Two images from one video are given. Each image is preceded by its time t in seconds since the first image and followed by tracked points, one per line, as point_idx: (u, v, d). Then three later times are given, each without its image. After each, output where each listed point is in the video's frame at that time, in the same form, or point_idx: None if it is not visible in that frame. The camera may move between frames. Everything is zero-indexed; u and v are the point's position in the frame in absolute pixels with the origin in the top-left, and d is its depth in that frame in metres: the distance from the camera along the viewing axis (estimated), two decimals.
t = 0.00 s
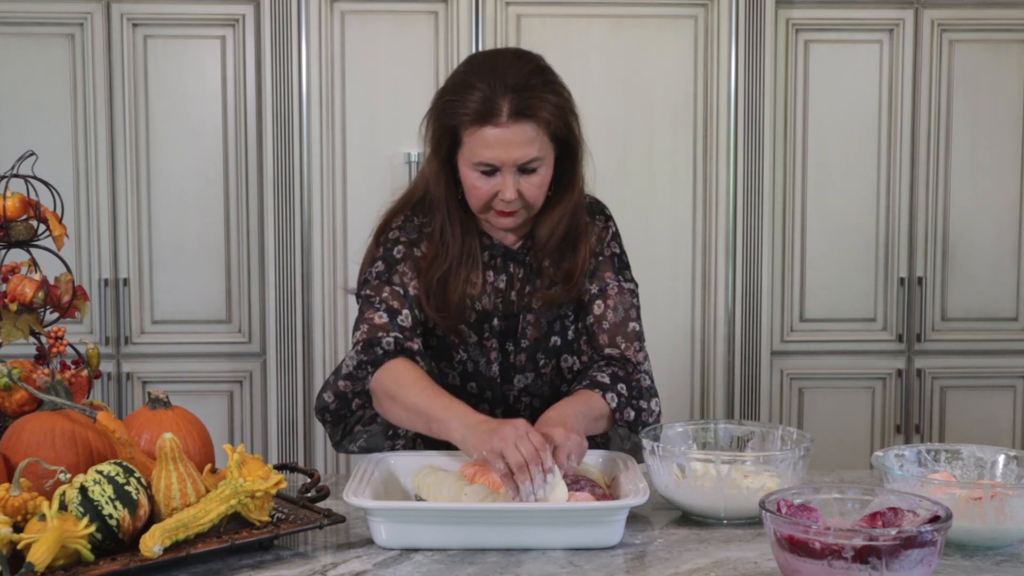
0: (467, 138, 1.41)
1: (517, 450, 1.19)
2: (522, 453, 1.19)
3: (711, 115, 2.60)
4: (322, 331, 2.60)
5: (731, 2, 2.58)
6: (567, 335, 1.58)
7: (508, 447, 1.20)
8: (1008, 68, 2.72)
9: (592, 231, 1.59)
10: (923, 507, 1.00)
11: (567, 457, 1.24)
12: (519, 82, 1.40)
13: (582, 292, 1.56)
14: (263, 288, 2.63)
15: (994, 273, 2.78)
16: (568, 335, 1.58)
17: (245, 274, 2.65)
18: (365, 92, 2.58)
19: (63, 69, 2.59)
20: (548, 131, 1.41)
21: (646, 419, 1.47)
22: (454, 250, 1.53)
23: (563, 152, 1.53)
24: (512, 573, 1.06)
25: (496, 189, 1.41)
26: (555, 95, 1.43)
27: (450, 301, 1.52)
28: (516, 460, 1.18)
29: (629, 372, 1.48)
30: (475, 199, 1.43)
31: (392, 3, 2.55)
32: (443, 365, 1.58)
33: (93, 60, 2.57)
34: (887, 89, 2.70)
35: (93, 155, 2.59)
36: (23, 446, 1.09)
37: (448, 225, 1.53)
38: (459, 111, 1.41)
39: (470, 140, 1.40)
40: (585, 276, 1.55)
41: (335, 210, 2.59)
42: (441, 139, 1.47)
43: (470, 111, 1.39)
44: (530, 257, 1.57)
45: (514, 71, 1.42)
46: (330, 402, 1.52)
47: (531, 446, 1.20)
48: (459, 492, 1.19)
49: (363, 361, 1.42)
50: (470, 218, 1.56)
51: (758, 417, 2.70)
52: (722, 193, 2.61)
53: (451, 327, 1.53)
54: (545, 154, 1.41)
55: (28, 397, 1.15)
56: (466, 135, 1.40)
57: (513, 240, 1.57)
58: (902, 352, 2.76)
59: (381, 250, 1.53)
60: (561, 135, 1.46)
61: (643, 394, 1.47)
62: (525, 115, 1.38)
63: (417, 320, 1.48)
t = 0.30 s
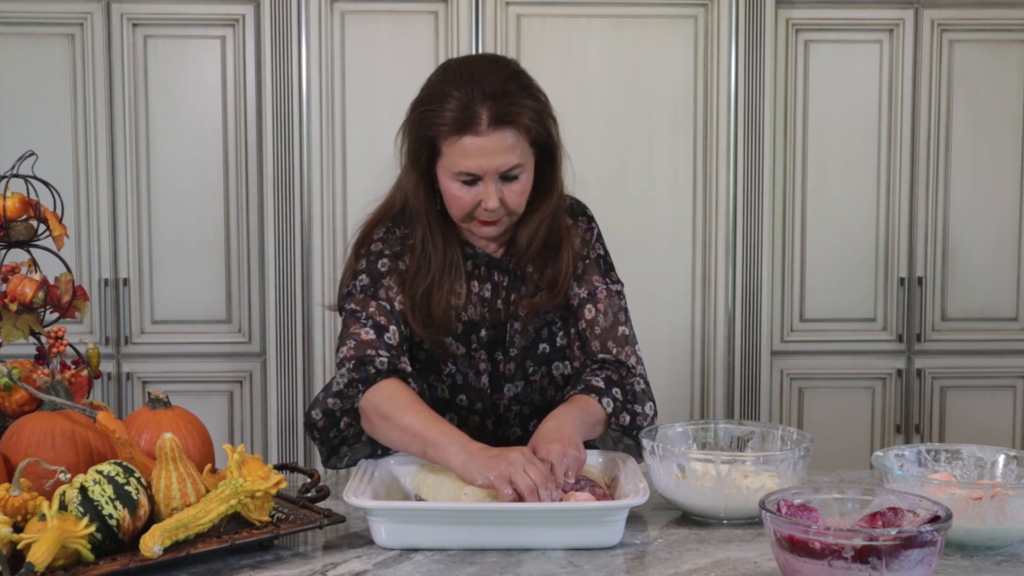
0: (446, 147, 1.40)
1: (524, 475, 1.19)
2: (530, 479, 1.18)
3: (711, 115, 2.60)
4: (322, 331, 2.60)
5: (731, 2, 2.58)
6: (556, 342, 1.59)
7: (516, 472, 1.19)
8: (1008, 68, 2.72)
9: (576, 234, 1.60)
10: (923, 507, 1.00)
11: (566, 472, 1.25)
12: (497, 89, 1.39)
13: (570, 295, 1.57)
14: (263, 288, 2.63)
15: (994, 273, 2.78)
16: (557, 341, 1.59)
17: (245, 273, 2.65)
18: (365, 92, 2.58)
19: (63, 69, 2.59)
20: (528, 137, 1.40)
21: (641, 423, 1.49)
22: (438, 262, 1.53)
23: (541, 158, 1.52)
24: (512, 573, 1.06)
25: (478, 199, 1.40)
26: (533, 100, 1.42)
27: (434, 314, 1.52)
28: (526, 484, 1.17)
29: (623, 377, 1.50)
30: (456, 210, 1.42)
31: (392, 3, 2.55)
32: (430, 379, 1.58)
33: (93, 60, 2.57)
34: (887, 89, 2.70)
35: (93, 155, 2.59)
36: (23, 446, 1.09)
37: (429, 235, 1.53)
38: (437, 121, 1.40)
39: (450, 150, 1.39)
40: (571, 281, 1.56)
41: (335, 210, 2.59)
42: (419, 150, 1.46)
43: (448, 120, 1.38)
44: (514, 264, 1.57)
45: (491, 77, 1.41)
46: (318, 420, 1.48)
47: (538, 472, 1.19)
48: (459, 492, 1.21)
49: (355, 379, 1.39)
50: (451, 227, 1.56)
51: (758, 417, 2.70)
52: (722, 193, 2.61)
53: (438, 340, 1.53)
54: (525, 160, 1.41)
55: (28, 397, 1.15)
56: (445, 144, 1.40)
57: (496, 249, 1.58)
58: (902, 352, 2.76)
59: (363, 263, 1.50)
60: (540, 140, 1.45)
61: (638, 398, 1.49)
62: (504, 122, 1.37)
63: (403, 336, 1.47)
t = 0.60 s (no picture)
0: (445, 153, 1.40)
1: (498, 480, 1.18)
2: (504, 484, 1.17)
3: (711, 115, 2.60)
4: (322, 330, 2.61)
5: (731, 2, 2.58)
6: (556, 345, 1.60)
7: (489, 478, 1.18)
8: (1008, 68, 2.72)
9: (576, 236, 1.60)
10: (923, 507, 1.00)
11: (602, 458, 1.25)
12: (496, 93, 1.39)
13: (573, 299, 1.57)
14: (263, 288, 2.63)
15: (994, 273, 2.78)
16: (558, 345, 1.59)
17: (245, 273, 2.65)
18: (365, 92, 2.58)
19: (63, 69, 2.59)
20: (527, 141, 1.40)
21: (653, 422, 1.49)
22: (433, 265, 1.53)
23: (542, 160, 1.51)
24: (512, 573, 1.07)
25: (478, 204, 1.40)
26: (532, 104, 1.42)
27: (430, 318, 1.52)
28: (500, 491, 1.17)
29: (634, 376, 1.51)
30: (456, 215, 1.42)
31: (392, 3, 2.55)
32: (428, 382, 1.58)
33: (93, 60, 2.57)
34: (887, 88, 2.70)
35: (93, 155, 2.59)
36: (23, 446, 1.10)
37: (425, 239, 1.53)
38: (436, 126, 1.40)
39: (449, 155, 1.39)
40: (573, 283, 1.57)
41: (335, 210, 2.59)
42: (417, 155, 1.46)
43: (447, 126, 1.38)
44: (512, 267, 1.58)
45: (490, 81, 1.41)
46: (303, 431, 1.49)
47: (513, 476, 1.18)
48: (460, 492, 1.23)
49: (333, 385, 1.40)
50: (449, 229, 1.56)
51: (758, 417, 2.70)
52: (722, 193, 2.61)
53: (433, 343, 1.52)
54: (525, 164, 1.41)
55: (28, 397, 1.15)
56: (444, 150, 1.39)
57: (494, 252, 1.58)
58: (902, 352, 2.76)
59: (355, 266, 1.52)
60: (540, 144, 1.45)
61: (649, 396, 1.49)
62: (504, 128, 1.37)
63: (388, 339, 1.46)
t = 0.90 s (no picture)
0: (444, 156, 1.40)
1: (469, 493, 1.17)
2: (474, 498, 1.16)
3: (711, 115, 2.60)
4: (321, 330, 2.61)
5: (731, 2, 2.58)
6: (555, 348, 1.59)
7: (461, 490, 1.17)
8: (1008, 68, 2.72)
9: (577, 236, 1.60)
10: (923, 507, 1.00)
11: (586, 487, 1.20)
12: (495, 96, 1.39)
13: (571, 298, 1.57)
14: (263, 289, 2.63)
15: (994, 273, 2.78)
16: (556, 348, 1.59)
17: (245, 273, 2.65)
18: (365, 92, 2.57)
19: (63, 69, 2.59)
20: (527, 145, 1.40)
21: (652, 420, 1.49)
22: (431, 268, 1.53)
23: (542, 162, 1.51)
24: (512, 573, 1.06)
25: (477, 207, 1.40)
26: (532, 108, 1.42)
27: (426, 321, 1.52)
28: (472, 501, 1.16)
29: (633, 373, 1.50)
30: (456, 217, 1.42)
31: (392, 3, 2.55)
32: (425, 382, 1.58)
33: (93, 60, 2.57)
34: (887, 88, 2.70)
35: (93, 154, 2.59)
36: (23, 446, 1.10)
37: (425, 240, 1.53)
38: (435, 130, 1.40)
39: (449, 158, 1.39)
40: (571, 281, 1.56)
41: (335, 210, 2.59)
42: (417, 158, 1.46)
43: (445, 129, 1.38)
44: (512, 269, 1.58)
45: (490, 84, 1.41)
46: (294, 433, 1.49)
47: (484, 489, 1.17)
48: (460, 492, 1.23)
49: (322, 388, 1.41)
50: (449, 232, 1.56)
51: (758, 417, 2.70)
52: (722, 193, 2.61)
53: (427, 348, 1.54)
54: (524, 168, 1.41)
55: (28, 397, 1.15)
56: (443, 153, 1.40)
57: (494, 254, 1.58)
58: (902, 352, 2.76)
59: (353, 267, 1.52)
60: (540, 147, 1.45)
61: (648, 394, 1.48)
62: (503, 131, 1.37)
63: (381, 342, 1.47)
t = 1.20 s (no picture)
0: (442, 158, 1.40)
1: (475, 487, 1.18)
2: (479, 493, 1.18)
3: (711, 115, 2.60)
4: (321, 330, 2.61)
5: (731, 3, 2.58)
6: (556, 348, 1.60)
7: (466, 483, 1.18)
8: (1008, 68, 2.72)
9: (577, 235, 1.60)
10: (923, 507, 1.00)
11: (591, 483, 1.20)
12: (492, 97, 1.39)
13: (573, 299, 1.57)
14: (263, 289, 2.63)
15: (994, 273, 2.78)
16: (557, 348, 1.59)
17: (245, 273, 2.65)
18: (365, 92, 2.57)
19: (63, 69, 2.59)
20: (524, 146, 1.40)
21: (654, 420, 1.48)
22: (430, 270, 1.53)
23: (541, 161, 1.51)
24: (512, 573, 1.06)
25: (475, 208, 1.40)
26: (529, 108, 1.42)
27: (428, 322, 1.52)
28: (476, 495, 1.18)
29: (638, 372, 1.50)
30: (455, 219, 1.43)
31: (392, 3, 2.55)
32: (426, 382, 1.58)
33: (93, 60, 2.57)
34: (887, 88, 2.70)
35: (93, 154, 2.59)
36: (23, 446, 1.09)
37: (424, 243, 1.53)
38: (433, 132, 1.40)
39: (445, 160, 1.39)
40: (573, 280, 1.57)
41: (335, 210, 2.59)
42: (414, 161, 1.46)
43: (443, 131, 1.38)
44: (513, 270, 1.58)
45: (486, 85, 1.41)
46: (303, 438, 1.49)
47: (488, 485, 1.17)
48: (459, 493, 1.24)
49: (329, 392, 1.40)
50: (448, 234, 1.56)
51: (758, 417, 2.70)
52: (722, 193, 2.61)
53: (429, 349, 1.54)
54: (522, 168, 1.41)
55: (28, 397, 1.15)
56: (440, 155, 1.40)
57: (493, 254, 1.58)
58: (902, 352, 2.76)
59: (354, 269, 1.52)
60: (537, 147, 1.45)
61: (655, 392, 1.48)
62: (499, 132, 1.37)
63: (388, 343, 1.48)
